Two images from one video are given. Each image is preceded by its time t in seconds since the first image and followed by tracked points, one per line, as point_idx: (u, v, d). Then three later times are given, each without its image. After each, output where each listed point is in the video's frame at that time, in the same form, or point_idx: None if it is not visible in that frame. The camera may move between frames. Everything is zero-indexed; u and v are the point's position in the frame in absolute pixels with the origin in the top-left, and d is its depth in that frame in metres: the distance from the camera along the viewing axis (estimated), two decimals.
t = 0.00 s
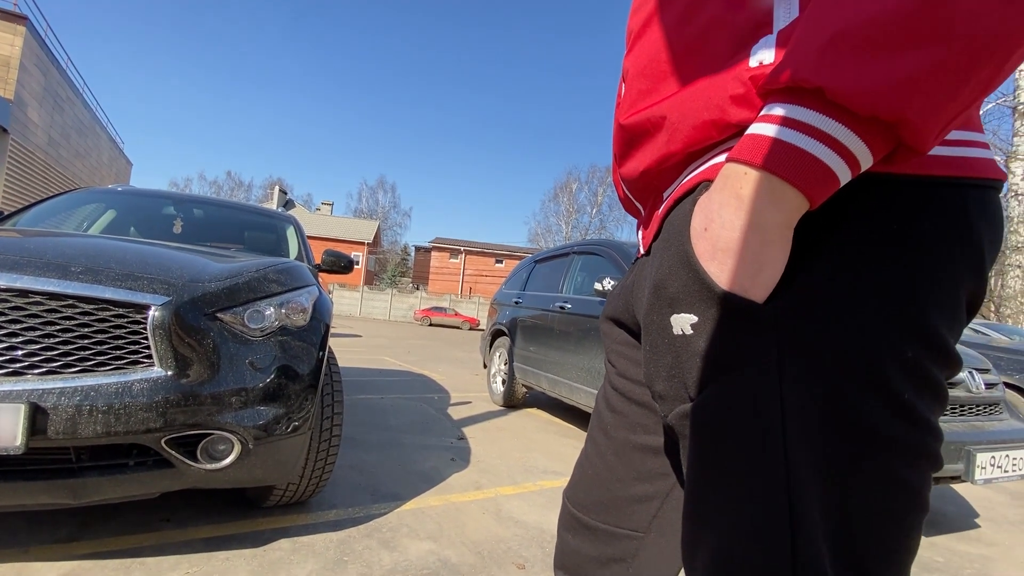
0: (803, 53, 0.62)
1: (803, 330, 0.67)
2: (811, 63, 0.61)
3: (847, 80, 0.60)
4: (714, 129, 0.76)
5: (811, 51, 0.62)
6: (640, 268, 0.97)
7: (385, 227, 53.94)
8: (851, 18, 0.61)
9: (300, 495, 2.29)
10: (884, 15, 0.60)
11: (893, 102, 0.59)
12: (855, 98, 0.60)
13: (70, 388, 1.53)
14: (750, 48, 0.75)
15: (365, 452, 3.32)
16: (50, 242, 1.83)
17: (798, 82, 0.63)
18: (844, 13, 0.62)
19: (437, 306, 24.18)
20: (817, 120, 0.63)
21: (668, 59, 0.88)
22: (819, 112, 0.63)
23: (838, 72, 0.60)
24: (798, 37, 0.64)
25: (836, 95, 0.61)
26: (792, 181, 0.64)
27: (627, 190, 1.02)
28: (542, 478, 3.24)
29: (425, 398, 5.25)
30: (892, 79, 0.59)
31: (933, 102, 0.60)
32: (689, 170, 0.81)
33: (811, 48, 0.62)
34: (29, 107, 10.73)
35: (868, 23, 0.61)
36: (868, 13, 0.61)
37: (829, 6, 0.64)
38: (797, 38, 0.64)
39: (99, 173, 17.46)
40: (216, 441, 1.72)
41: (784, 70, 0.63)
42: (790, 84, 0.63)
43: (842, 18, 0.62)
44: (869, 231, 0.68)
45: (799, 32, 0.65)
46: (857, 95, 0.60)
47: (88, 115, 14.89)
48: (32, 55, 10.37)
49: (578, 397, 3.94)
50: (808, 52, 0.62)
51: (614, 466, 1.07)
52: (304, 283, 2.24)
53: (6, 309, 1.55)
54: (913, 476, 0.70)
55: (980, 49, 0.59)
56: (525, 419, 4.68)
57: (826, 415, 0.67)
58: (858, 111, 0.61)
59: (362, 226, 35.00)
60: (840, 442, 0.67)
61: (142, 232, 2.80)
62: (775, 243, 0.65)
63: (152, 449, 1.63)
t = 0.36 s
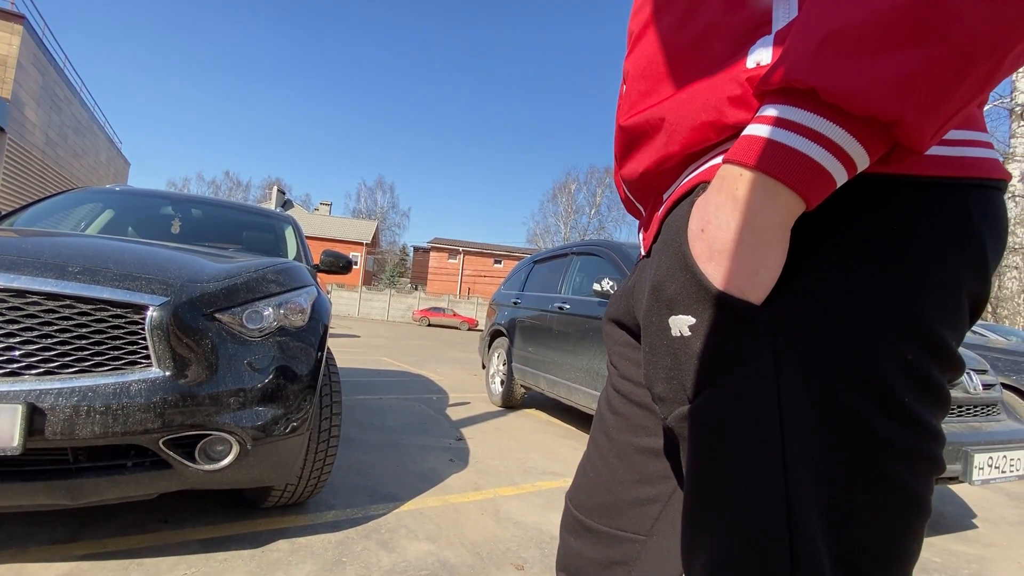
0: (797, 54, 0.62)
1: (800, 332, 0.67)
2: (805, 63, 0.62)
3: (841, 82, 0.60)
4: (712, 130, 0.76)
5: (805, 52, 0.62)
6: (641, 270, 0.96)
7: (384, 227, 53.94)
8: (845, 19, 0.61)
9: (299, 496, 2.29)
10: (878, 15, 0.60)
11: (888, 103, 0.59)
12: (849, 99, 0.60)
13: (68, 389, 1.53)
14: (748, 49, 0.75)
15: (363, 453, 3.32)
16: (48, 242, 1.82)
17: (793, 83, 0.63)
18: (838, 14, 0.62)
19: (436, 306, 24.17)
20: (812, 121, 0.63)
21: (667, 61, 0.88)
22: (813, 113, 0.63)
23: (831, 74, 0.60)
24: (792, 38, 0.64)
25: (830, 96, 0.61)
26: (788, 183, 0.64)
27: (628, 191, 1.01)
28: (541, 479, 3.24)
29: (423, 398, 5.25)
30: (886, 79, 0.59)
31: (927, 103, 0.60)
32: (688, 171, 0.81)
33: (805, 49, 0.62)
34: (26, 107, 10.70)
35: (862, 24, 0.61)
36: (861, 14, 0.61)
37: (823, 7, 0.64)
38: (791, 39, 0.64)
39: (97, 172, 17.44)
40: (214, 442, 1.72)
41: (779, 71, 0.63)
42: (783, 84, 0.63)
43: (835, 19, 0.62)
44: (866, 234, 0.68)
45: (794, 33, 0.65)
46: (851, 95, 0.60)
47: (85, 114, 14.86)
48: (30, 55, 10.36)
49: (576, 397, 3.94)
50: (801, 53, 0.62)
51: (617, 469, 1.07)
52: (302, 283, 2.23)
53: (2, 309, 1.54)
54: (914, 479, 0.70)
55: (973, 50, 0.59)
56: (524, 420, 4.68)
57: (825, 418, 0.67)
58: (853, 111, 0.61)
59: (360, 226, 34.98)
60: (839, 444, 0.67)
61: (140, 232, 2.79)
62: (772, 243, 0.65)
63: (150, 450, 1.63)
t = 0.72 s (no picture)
0: (813, 55, 0.62)
1: (816, 336, 0.66)
2: (821, 64, 0.61)
3: (857, 82, 0.59)
4: (724, 132, 0.75)
5: (821, 53, 0.61)
6: (650, 273, 0.96)
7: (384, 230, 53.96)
8: (861, 19, 0.61)
9: (300, 500, 2.27)
10: (894, 16, 0.60)
11: (906, 103, 0.59)
12: (866, 99, 0.59)
13: (69, 394, 1.52)
14: (760, 51, 0.74)
15: (364, 457, 3.30)
16: (48, 246, 1.81)
17: (808, 84, 0.62)
18: (854, 15, 0.62)
19: (436, 309, 24.17)
20: (828, 122, 0.62)
21: (676, 63, 0.88)
22: (828, 114, 0.62)
23: (847, 74, 0.60)
24: (807, 39, 0.63)
25: (846, 97, 0.60)
26: (803, 184, 0.63)
27: (636, 194, 1.00)
28: (542, 482, 3.22)
29: (424, 401, 5.23)
30: (903, 80, 0.58)
31: (946, 103, 0.59)
32: (699, 174, 0.81)
33: (820, 50, 0.61)
34: (25, 110, 10.71)
35: (877, 25, 0.60)
36: (877, 15, 0.61)
37: (838, 8, 0.63)
38: (806, 40, 0.64)
39: (95, 176, 17.44)
40: (216, 446, 1.71)
41: (794, 72, 0.63)
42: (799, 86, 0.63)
43: (851, 20, 0.61)
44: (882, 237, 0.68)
45: (808, 34, 0.64)
46: (868, 96, 0.59)
47: (84, 118, 14.86)
48: (28, 59, 10.36)
49: (577, 400, 3.93)
50: (816, 54, 0.61)
51: (626, 474, 1.06)
52: (304, 287, 2.22)
53: (3, 314, 1.53)
54: (931, 484, 0.69)
55: (993, 49, 0.59)
56: (525, 423, 4.67)
57: (842, 423, 0.66)
58: (870, 112, 0.60)
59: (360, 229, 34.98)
60: (857, 449, 0.66)
61: (140, 236, 2.78)
62: (787, 246, 0.64)
63: (151, 455, 1.62)
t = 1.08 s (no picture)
0: (817, 57, 0.62)
1: (824, 338, 0.65)
2: (825, 66, 0.61)
3: (862, 83, 0.59)
4: (728, 135, 0.75)
5: (825, 55, 0.61)
6: (656, 277, 0.95)
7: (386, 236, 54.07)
8: (864, 21, 0.61)
9: (304, 507, 2.27)
10: (898, 17, 0.60)
11: (911, 104, 0.59)
12: (871, 101, 0.59)
13: (73, 402, 1.52)
14: (762, 53, 0.74)
15: (368, 463, 3.29)
16: (53, 254, 1.82)
17: (812, 86, 0.62)
18: (857, 16, 0.62)
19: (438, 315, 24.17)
20: (832, 124, 0.62)
21: (678, 66, 0.88)
22: (833, 116, 0.62)
23: (852, 76, 0.59)
24: (810, 41, 0.63)
25: (850, 99, 0.60)
26: (809, 187, 0.63)
27: (641, 197, 1.00)
28: (547, 487, 3.21)
29: (427, 407, 5.22)
30: (908, 80, 0.58)
31: (951, 103, 0.59)
32: (704, 177, 0.80)
33: (824, 52, 0.61)
34: (29, 120, 10.79)
35: (881, 26, 0.60)
36: (881, 16, 0.60)
37: (841, 10, 0.63)
38: (809, 42, 0.64)
39: (99, 184, 17.54)
40: (220, 453, 1.70)
41: (798, 74, 0.63)
42: (803, 88, 0.63)
43: (854, 22, 0.61)
44: (889, 238, 0.67)
45: (811, 36, 0.64)
46: (873, 97, 0.59)
47: (88, 127, 14.96)
48: (32, 69, 10.45)
49: (581, 404, 3.92)
50: (820, 56, 0.61)
51: (633, 479, 1.05)
52: (308, 293, 2.23)
53: (8, 323, 1.54)
54: (942, 488, 0.68)
55: (998, 49, 0.58)
56: (529, 428, 4.66)
57: (852, 425, 0.65)
58: (875, 113, 0.60)
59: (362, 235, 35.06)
60: (868, 452, 0.65)
61: (144, 244, 2.79)
62: (793, 248, 0.64)
63: (156, 462, 1.61)
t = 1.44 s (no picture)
0: (815, 61, 0.62)
1: (826, 340, 0.66)
2: (823, 70, 0.61)
3: (861, 87, 0.59)
4: (729, 139, 0.76)
5: (823, 59, 0.61)
6: (659, 280, 0.95)
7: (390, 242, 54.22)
8: (862, 25, 0.61)
9: (310, 513, 2.27)
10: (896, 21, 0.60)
11: (910, 107, 0.59)
12: (870, 104, 0.59)
13: (81, 409, 1.53)
14: (763, 58, 0.74)
15: (373, 469, 3.30)
16: (60, 262, 1.84)
17: (811, 90, 0.62)
18: (855, 20, 0.62)
19: (443, 320, 24.19)
20: (832, 127, 0.63)
21: (679, 72, 0.88)
22: (832, 120, 0.63)
23: (851, 79, 0.60)
24: (809, 46, 0.64)
25: (849, 103, 0.60)
26: (809, 190, 0.63)
27: (644, 202, 1.01)
28: (552, 492, 3.20)
29: (432, 412, 5.22)
30: (907, 83, 0.58)
31: (949, 106, 0.59)
32: (706, 181, 0.81)
33: (823, 55, 0.62)
34: (38, 130, 10.91)
35: (879, 30, 0.60)
36: (879, 20, 0.61)
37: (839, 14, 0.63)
38: (808, 46, 0.64)
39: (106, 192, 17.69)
40: (226, 459, 1.71)
41: (797, 78, 0.63)
42: (803, 92, 0.63)
43: (852, 26, 0.62)
44: (890, 240, 0.68)
45: (810, 40, 0.65)
46: (872, 101, 0.59)
47: (95, 135, 15.11)
48: (40, 79, 10.57)
49: (586, 409, 3.91)
50: (819, 59, 0.62)
51: (638, 484, 1.05)
52: (313, 299, 2.24)
53: (17, 330, 1.55)
54: (946, 491, 0.68)
55: (996, 52, 0.59)
56: (534, 433, 4.65)
57: (855, 427, 0.65)
58: (874, 116, 0.60)
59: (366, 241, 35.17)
60: (871, 454, 0.65)
61: (151, 251, 2.81)
62: (794, 250, 0.64)
63: (162, 468, 1.62)
